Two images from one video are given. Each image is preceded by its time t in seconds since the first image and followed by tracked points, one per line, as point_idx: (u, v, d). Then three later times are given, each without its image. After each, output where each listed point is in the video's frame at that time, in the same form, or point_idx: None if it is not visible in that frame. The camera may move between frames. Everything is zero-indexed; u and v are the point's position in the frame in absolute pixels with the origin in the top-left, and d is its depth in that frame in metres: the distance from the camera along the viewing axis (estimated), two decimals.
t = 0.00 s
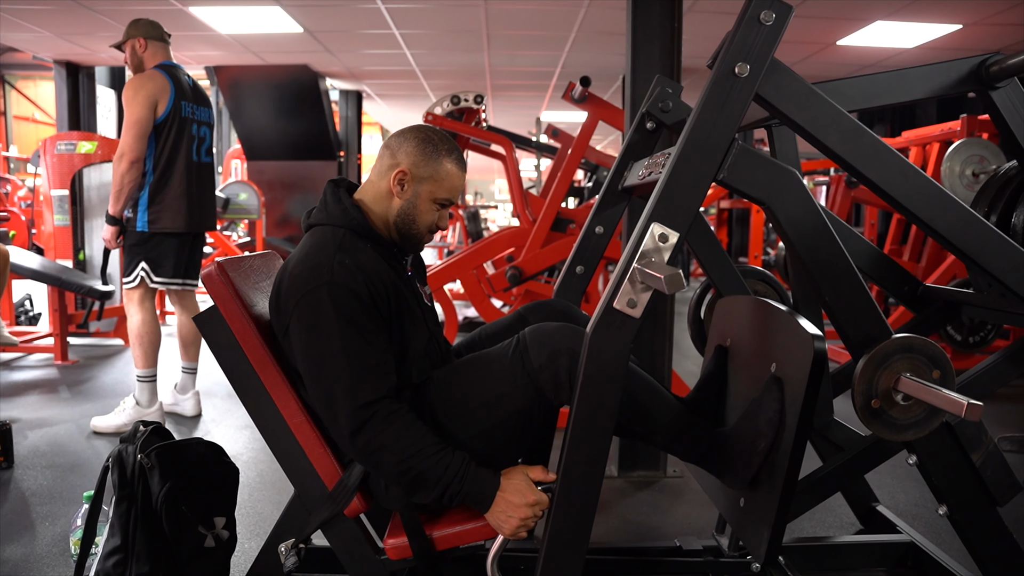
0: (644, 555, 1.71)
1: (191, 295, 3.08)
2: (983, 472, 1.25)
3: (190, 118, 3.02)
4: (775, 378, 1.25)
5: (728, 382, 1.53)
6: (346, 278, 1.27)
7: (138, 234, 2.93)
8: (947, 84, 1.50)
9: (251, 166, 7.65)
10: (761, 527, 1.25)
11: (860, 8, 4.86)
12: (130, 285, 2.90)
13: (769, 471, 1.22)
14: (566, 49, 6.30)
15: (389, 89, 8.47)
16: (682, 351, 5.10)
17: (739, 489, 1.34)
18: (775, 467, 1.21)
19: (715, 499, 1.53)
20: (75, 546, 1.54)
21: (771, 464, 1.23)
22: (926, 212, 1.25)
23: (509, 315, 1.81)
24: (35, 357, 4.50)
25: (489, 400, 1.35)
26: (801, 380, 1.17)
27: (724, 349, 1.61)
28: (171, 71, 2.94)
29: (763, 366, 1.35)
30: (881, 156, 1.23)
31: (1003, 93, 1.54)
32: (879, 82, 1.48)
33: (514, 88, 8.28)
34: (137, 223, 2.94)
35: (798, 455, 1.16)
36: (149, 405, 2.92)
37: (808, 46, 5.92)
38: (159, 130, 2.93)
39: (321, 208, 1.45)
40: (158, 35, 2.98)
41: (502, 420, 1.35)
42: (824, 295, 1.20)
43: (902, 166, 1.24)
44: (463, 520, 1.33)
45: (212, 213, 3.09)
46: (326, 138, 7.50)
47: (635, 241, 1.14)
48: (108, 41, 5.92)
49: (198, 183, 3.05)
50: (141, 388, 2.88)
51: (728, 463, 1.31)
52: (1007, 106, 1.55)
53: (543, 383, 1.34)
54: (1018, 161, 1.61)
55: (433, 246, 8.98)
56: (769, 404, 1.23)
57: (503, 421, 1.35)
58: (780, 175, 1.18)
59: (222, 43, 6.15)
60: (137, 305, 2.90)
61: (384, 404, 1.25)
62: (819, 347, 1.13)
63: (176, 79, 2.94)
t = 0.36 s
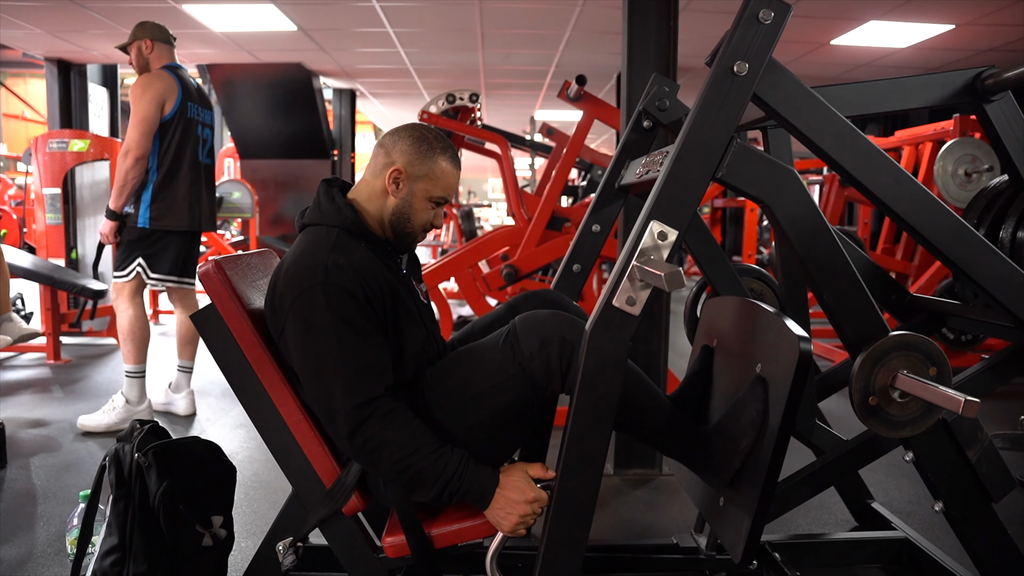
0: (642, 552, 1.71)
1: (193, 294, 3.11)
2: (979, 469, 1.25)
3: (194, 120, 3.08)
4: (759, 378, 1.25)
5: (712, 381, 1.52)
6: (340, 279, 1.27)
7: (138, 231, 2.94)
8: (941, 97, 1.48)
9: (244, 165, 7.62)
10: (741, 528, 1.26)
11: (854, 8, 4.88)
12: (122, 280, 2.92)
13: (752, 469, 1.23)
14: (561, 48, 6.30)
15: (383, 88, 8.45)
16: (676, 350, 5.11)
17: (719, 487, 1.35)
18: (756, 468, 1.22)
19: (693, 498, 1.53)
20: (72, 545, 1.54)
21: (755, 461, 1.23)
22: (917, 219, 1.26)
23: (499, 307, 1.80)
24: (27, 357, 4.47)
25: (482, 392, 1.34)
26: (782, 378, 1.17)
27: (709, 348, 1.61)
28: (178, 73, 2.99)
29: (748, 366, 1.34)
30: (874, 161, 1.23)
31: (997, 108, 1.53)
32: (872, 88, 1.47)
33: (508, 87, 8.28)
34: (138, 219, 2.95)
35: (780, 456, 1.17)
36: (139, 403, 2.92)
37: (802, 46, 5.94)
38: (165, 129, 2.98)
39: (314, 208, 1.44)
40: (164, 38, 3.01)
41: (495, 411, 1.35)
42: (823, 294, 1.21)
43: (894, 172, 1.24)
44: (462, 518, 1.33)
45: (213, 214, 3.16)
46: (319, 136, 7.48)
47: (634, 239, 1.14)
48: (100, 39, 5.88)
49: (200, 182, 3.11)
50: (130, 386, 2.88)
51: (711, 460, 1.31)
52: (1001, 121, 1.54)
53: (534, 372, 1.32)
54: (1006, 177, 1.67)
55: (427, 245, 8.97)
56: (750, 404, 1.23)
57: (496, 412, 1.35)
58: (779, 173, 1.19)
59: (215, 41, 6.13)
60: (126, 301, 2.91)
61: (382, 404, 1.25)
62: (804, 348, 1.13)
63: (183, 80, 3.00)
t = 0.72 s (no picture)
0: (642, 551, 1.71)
1: (190, 293, 3.08)
2: (980, 466, 1.25)
3: (192, 118, 3.07)
4: (747, 378, 1.25)
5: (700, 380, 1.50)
6: (336, 278, 1.26)
7: (136, 231, 2.93)
8: (942, 107, 1.49)
9: (239, 163, 7.59)
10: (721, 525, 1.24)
11: (850, 6, 4.89)
12: (127, 281, 2.91)
13: (736, 466, 1.22)
14: (557, 46, 6.30)
15: (378, 85, 8.43)
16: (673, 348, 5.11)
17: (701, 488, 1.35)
18: (739, 468, 1.21)
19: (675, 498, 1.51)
20: (70, 545, 1.53)
21: (738, 459, 1.22)
22: (911, 226, 1.26)
23: (494, 300, 1.79)
24: (21, 356, 4.44)
25: (475, 384, 1.33)
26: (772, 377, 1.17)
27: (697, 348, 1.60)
28: (176, 72, 2.99)
29: (737, 366, 1.33)
30: (870, 165, 1.23)
31: (994, 119, 1.55)
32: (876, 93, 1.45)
33: (504, 85, 8.27)
34: (137, 218, 2.94)
35: (766, 453, 1.16)
36: (116, 403, 2.94)
37: (798, 44, 5.95)
38: (163, 127, 2.97)
39: (309, 207, 1.43)
40: (161, 36, 2.99)
41: (489, 403, 1.34)
42: (824, 291, 1.21)
43: (889, 176, 1.24)
44: (461, 517, 1.32)
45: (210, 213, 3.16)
46: (315, 134, 7.45)
47: (636, 236, 1.14)
48: (94, 36, 5.85)
49: (198, 181, 3.11)
50: (110, 385, 2.91)
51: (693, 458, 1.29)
52: (998, 131, 1.56)
53: (527, 361, 1.30)
54: (1003, 190, 1.71)
55: (423, 243, 8.96)
56: (735, 404, 1.23)
57: (490, 405, 1.34)
58: (780, 171, 1.18)
59: (210, 39, 6.10)
60: (126, 301, 2.89)
61: (380, 403, 1.24)
62: (792, 349, 1.15)
63: (182, 79, 2.99)
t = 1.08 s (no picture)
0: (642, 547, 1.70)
1: (187, 290, 3.06)
2: (982, 461, 1.24)
3: (189, 115, 3.06)
4: (736, 375, 1.23)
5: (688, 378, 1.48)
6: (333, 274, 1.25)
7: (136, 228, 2.92)
8: (944, 115, 1.48)
9: (235, 160, 7.57)
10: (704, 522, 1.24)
11: (848, 1, 4.88)
12: (125, 278, 2.90)
13: (722, 464, 1.21)
14: (554, 41, 6.28)
15: (375, 81, 8.41)
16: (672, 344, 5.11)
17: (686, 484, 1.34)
18: (724, 463, 1.20)
19: (659, 494, 1.49)
20: (68, 544, 1.52)
21: (724, 455, 1.21)
22: (908, 229, 1.25)
23: (488, 290, 1.78)
24: (17, 353, 4.43)
25: (475, 381, 1.32)
26: (762, 372, 1.16)
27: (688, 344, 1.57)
28: (172, 68, 2.96)
29: (727, 362, 1.32)
30: (869, 165, 1.22)
31: (996, 128, 1.54)
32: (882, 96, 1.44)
33: (502, 80, 8.25)
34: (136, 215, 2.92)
35: (752, 447, 1.15)
36: (113, 399, 2.92)
37: (795, 40, 5.94)
38: (161, 124, 2.95)
39: (306, 203, 1.41)
40: (155, 32, 2.97)
41: (485, 395, 1.33)
42: (827, 286, 1.20)
43: (888, 175, 1.23)
44: (462, 513, 1.31)
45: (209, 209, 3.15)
46: (311, 130, 7.43)
47: (638, 231, 1.13)
48: (88, 32, 5.81)
49: (197, 178, 3.09)
50: (108, 382, 2.89)
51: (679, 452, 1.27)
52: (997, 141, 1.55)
53: (521, 349, 1.29)
54: (997, 201, 1.72)
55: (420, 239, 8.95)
56: (724, 400, 1.22)
57: (488, 397, 1.33)
58: (783, 165, 1.18)
59: (206, 34, 6.07)
60: (124, 298, 2.88)
61: (380, 399, 1.23)
62: (782, 347, 1.13)
63: (178, 74, 2.98)
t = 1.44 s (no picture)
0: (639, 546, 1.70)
1: (182, 287, 3.05)
2: (983, 459, 1.24)
3: (185, 110, 3.03)
4: (732, 373, 1.22)
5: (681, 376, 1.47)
6: (328, 269, 1.24)
7: (131, 224, 2.90)
8: (942, 117, 1.46)
9: (230, 156, 7.53)
10: (697, 521, 1.23)
11: None
12: (119, 275, 2.87)
13: (718, 462, 1.20)
14: (551, 39, 6.27)
15: (371, 78, 8.38)
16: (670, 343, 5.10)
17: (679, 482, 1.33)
18: (718, 462, 1.20)
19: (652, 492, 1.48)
20: (62, 543, 1.50)
21: (717, 454, 1.20)
22: (908, 229, 1.24)
23: (484, 285, 1.77)
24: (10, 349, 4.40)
25: (474, 377, 1.31)
26: (757, 371, 1.15)
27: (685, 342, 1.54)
28: (167, 63, 2.94)
29: (722, 359, 1.31)
30: (869, 165, 1.22)
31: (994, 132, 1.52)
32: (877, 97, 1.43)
33: (498, 77, 8.24)
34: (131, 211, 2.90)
35: (746, 446, 1.14)
36: (107, 397, 2.91)
37: (792, 38, 5.95)
38: (156, 119, 2.93)
39: (301, 199, 1.40)
40: (149, 27, 2.94)
41: (482, 390, 1.32)
42: (829, 283, 1.20)
43: (887, 176, 1.23)
44: (462, 511, 1.30)
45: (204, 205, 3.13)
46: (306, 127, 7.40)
47: (640, 227, 1.12)
48: (81, 26, 5.77)
49: (192, 173, 3.07)
50: (102, 379, 2.86)
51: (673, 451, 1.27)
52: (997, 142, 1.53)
53: (518, 341, 1.28)
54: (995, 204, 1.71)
55: (416, 237, 8.93)
56: (719, 399, 1.21)
57: (486, 392, 1.32)
58: (786, 161, 1.17)
59: (201, 30, 6.04)
60: (118, 296, 2.86)
61: (379, 396, 1.22)
62: (780, 344, 1.14)
63: (173, 69, 2.95)
